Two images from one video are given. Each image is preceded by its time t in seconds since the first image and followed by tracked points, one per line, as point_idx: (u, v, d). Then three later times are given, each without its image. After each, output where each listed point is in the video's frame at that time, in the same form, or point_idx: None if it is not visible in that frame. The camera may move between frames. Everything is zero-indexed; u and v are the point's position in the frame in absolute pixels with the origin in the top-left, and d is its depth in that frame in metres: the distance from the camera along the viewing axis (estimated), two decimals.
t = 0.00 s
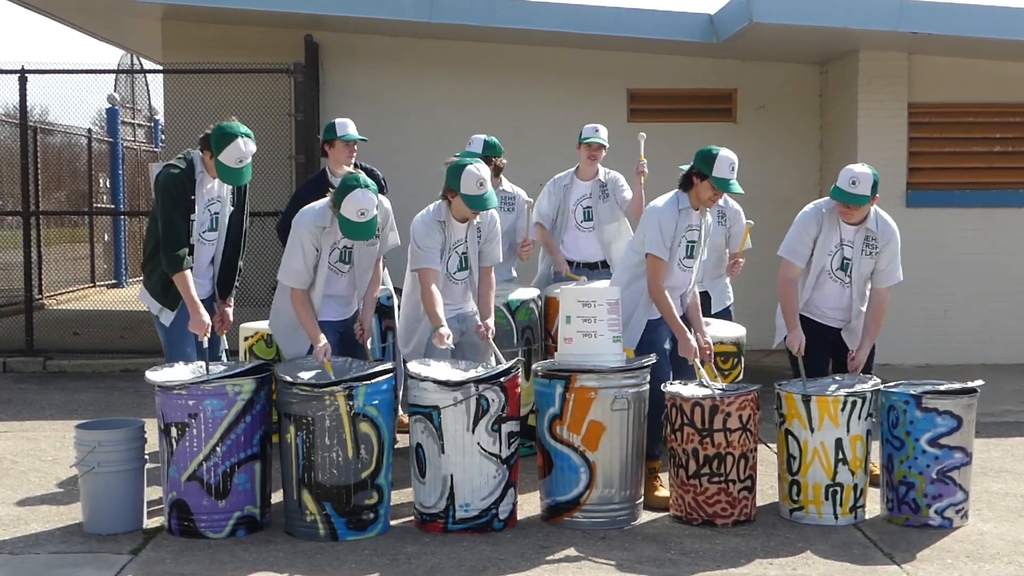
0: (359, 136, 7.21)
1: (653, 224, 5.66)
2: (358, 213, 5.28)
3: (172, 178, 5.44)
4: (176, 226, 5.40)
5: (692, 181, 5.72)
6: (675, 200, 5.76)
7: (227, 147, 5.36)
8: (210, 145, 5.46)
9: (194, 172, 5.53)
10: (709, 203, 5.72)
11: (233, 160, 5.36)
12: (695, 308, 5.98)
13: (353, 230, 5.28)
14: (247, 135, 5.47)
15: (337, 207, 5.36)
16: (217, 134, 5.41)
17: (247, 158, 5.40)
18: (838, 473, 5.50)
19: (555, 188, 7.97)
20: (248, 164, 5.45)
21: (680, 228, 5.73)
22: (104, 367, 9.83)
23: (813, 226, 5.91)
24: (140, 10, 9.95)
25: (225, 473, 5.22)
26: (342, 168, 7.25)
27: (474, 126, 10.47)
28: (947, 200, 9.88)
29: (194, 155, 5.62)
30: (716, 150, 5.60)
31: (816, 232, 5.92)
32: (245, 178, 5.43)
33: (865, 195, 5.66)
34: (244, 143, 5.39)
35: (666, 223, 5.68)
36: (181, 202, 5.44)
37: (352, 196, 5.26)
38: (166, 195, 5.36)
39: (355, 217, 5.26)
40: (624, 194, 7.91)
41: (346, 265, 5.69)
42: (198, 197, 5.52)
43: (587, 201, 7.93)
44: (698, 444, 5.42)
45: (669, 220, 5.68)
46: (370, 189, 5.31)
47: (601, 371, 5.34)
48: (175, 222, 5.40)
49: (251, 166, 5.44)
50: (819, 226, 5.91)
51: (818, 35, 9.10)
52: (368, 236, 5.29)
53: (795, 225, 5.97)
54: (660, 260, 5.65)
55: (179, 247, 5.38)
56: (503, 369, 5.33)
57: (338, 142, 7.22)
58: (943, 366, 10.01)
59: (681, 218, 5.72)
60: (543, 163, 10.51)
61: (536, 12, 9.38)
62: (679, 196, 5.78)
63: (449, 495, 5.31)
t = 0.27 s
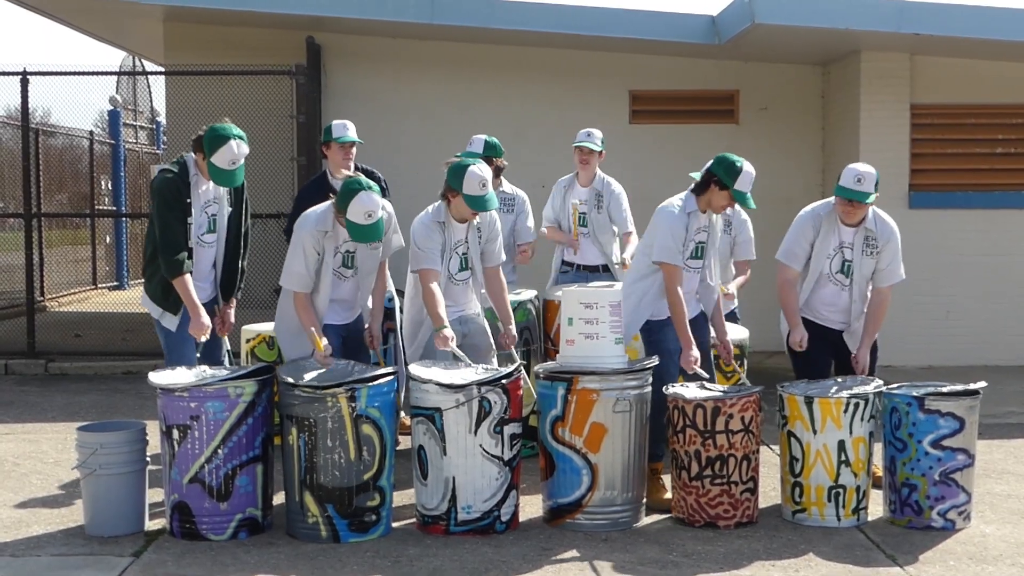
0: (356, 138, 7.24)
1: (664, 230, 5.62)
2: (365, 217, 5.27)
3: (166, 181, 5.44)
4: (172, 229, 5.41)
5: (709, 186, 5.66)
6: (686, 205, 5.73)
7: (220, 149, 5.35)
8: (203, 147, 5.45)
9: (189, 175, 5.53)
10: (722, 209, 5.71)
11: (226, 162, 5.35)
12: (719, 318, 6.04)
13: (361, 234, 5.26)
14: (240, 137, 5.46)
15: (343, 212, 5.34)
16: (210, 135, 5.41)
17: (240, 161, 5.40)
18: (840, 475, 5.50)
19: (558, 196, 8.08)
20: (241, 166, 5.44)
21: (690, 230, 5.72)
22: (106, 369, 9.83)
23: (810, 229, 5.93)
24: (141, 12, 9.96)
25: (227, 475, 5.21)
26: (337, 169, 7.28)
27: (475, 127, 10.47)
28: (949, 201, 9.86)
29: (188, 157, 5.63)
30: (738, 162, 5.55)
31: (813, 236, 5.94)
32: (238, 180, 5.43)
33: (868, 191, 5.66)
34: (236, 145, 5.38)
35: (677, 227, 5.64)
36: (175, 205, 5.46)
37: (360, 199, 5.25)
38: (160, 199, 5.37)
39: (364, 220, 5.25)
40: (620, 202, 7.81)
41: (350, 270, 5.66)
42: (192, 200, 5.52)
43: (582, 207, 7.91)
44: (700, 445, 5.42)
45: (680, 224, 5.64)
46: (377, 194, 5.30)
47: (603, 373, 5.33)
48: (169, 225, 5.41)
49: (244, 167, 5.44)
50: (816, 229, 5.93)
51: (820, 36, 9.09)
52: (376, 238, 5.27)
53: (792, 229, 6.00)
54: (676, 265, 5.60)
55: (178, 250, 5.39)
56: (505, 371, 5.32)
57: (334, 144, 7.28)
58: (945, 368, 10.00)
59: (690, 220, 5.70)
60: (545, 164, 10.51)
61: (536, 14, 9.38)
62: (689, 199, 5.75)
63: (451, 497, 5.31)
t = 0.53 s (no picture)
0: (356, 139, 7.19)
1: (676, 226, 5.61)
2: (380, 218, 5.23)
3: (164, 183, 5.46)
4: (171, 230, 5.42)
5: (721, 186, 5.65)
6: (697, 202, 5.74)
7: (220, 147, 5.36)
8: (201, 147, 5.45)
9: (186, 176, 5.54)
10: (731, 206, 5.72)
11: (227, 159, 5.36)
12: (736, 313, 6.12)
13: (374, 235, 5.22)
14: (237, 134, 5.48)
15: (354, 215, 5.31)
16: (207, 134, 5.41)
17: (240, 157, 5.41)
18: (842, 476, 5.50)
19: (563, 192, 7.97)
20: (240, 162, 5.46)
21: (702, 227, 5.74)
22: (109, 371, 9.84)
23: (809, 228, 5.95)
24: (144, 14, 9.97)
25: (229, 476, 5.22)
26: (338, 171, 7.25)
27: (477, 129, 10.47)
28: (951, 203, 9.86)
29: (186, 159, 5.64)
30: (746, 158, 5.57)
31: (812, 233, 5.96)
32: (238, 177, 5.44)
33: (867, 192, 5.67)
34: (235, 141, 5.39)
35: (688, 224, 5.64)
36: (173, 204, 5.46)
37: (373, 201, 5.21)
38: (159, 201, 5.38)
39: (377, 221, 5.21)
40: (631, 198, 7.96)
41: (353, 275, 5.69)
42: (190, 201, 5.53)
43: (595, 205, 7.92)
44: (702, 447, 5.42)
45: (691, 221, 5.64)
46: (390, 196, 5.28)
47: (605, 375, 5.34)
48: (168, 224, 5.42)
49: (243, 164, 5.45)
50: (815, 227, 5.96)
51: (821, 38, 9.09)
52: (390, 240, 5.24)
53: (790, 229, 6.01)
54: (684, 262, 5.61)
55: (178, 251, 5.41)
56: (507, 373, 5.33)
57: (335, 145, 7.25)
58: (947, 369, 10.00)
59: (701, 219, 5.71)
60: (547, 166, 10.51)
61: (537, 15, 9.38)
62: (700, 198, 5.77)
63: (453, 498, 5.31)
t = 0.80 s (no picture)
0: (361, 138, 7.19)
1: (678, 222, 5.64)
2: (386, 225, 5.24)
3: (170, 179, 5.48)
4: (176, 226, 5.43)
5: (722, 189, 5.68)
6: (701, 201, 5.75)
7: (218, 136, 5.42)
8: (202, 139, 5.52)
9: (191, 173, 5.56)
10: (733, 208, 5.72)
11: (224, 147, 5.42)
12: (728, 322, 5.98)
13: (379, 242, 5.23)
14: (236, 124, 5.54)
15: (360, 219, 5.29)
16: (208, 127, 5.48)
17: (239, 146, 5.45)
18: (845, 477, 5.49)
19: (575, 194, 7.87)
20: (241, 153, 5.50)
21: (703, 226, 5.72)
22: (112, 371, 9.84)
23: (812, 232, 5.91)
24: (147, 15, 9.98)
25: (232, 477, 5.22)
26: (346, 171, 7.25)
27: (480, 129, 10.47)
28: (955, 203, 9.85)
29: (192, 158, 5.66)
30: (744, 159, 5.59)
31: (815, 238, 5.92)
32: (238, 166, 5.48)
33: (870, 203, 5.65)
34: (233, 129, 5.45)
35: (688, 222, 5.66)
36: (179, 201, 5.47)
37: (380, 208, 5.21)
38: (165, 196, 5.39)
39: (383, 228, 5.21)
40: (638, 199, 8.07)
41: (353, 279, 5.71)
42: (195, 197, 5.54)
43: (605, 205, 7.93)
44: (705, 447, 5.41)
45: (691, 220, 5.65)
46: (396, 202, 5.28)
47: (608, 375, 5.33)
48: (173, 220, 5.42)
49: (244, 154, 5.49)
50: (819, 232, 5.91)
51: (824, 38, 9.08)
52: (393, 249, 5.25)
53: (794, 231, 5.97)
54: (685, 258, 5.61)
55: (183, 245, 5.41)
56: (510, 373, 5.32)
57: (340, 145, 7.25)
58: (951, 370, 9.99)
59: (704, 218, 5.72)
60: (550, 166, 10.51)
61: (539, 16, 9.37)
62: (705, 198, 5.78)
63: (456, 499, 5.31)
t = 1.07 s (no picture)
0: (364, 138, 7.23)
1: (670, 224, 5.65)
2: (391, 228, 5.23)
3: (177, 178, 5.50)
4: (181, 224, 5.45)
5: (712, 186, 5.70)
6: (690, 202, 5.76)
7: (214, 135, 5.44)
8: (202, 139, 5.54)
9: (197, 172, 5.59)
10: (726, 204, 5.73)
11: (221, 146, 5.43)
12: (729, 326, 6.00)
13: (384, 243, 5.22)
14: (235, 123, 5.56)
15: (365, 221, 5.30)
16: (208, 127, 5.51)
17: (236, 144, 5.46)
18: (849, 476, 5.49)
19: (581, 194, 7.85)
20: (240, 152, 5.50)
21: (694, 228, 5.73)
22: (116, 372, 9.86)
23: (814, 231, 5.91)
24: (151, 16, 9.99)
25: (236, 477, 5.23)
26: (348, 170, 7.28)
27: (483, 129, 10.47)
28: (959, 202, 9.84)
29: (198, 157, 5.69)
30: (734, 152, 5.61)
31: (816, 237, 5.92)
32: (238, 165, 5.49)
33: (871, 204, 5.66)
34: (231, 129, 5.46)
35: (677, 225, 5.67)
36: (186, 199, 5.50)
37: (387, 210, 5.21)
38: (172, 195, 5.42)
39: (388, 229, 5.21)
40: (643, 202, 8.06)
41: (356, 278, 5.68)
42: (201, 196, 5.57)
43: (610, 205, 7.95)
44: (709, 447, 5.42)
45: (682, 221, 5.67)
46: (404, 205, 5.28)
47: (612, 375, 5.34)
48: (179, 217, 5.46)
49: (242, 152, 5.49)
50: (820, 232, 5.91)
51: (828, 37, 9.07)
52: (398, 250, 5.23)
53: (796, 230, 5.97)
54: (675, 263, 5.63)
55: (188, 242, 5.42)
56: (514, 373, 5.33)
57: (343, 145, 7.29)
58: (955, 369, 9.98)
59: (695, 219, 5.73)
60: (553, 166, 10.51)
61: (543, 16, 9.37)
62: (695, 198, 5.79)
63: (460, 499, 5.32)
